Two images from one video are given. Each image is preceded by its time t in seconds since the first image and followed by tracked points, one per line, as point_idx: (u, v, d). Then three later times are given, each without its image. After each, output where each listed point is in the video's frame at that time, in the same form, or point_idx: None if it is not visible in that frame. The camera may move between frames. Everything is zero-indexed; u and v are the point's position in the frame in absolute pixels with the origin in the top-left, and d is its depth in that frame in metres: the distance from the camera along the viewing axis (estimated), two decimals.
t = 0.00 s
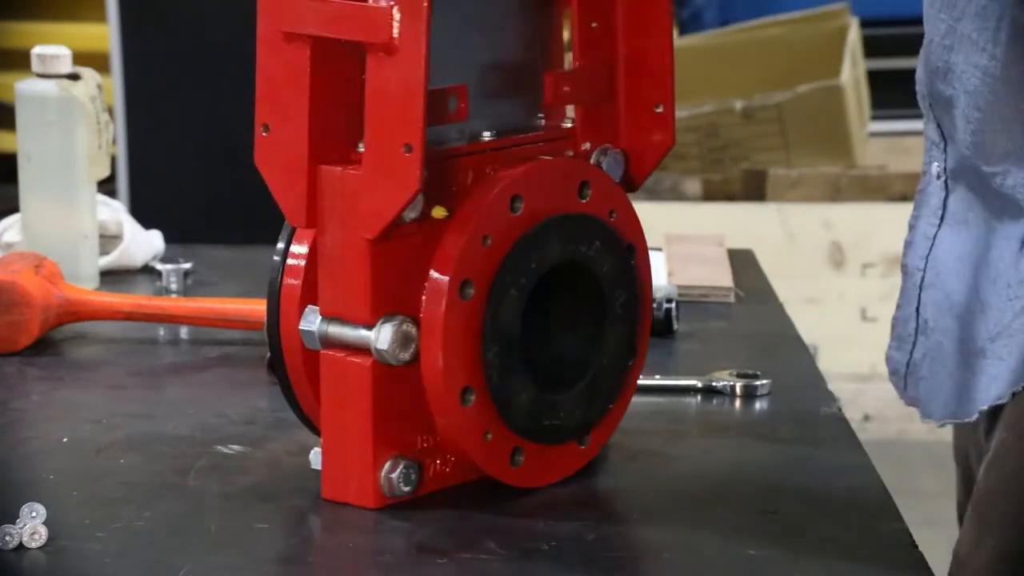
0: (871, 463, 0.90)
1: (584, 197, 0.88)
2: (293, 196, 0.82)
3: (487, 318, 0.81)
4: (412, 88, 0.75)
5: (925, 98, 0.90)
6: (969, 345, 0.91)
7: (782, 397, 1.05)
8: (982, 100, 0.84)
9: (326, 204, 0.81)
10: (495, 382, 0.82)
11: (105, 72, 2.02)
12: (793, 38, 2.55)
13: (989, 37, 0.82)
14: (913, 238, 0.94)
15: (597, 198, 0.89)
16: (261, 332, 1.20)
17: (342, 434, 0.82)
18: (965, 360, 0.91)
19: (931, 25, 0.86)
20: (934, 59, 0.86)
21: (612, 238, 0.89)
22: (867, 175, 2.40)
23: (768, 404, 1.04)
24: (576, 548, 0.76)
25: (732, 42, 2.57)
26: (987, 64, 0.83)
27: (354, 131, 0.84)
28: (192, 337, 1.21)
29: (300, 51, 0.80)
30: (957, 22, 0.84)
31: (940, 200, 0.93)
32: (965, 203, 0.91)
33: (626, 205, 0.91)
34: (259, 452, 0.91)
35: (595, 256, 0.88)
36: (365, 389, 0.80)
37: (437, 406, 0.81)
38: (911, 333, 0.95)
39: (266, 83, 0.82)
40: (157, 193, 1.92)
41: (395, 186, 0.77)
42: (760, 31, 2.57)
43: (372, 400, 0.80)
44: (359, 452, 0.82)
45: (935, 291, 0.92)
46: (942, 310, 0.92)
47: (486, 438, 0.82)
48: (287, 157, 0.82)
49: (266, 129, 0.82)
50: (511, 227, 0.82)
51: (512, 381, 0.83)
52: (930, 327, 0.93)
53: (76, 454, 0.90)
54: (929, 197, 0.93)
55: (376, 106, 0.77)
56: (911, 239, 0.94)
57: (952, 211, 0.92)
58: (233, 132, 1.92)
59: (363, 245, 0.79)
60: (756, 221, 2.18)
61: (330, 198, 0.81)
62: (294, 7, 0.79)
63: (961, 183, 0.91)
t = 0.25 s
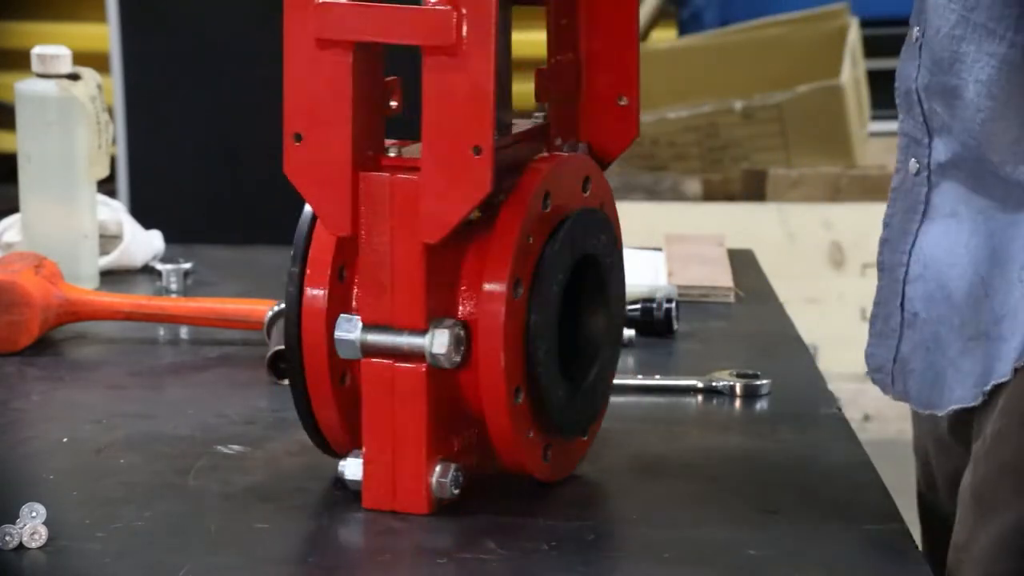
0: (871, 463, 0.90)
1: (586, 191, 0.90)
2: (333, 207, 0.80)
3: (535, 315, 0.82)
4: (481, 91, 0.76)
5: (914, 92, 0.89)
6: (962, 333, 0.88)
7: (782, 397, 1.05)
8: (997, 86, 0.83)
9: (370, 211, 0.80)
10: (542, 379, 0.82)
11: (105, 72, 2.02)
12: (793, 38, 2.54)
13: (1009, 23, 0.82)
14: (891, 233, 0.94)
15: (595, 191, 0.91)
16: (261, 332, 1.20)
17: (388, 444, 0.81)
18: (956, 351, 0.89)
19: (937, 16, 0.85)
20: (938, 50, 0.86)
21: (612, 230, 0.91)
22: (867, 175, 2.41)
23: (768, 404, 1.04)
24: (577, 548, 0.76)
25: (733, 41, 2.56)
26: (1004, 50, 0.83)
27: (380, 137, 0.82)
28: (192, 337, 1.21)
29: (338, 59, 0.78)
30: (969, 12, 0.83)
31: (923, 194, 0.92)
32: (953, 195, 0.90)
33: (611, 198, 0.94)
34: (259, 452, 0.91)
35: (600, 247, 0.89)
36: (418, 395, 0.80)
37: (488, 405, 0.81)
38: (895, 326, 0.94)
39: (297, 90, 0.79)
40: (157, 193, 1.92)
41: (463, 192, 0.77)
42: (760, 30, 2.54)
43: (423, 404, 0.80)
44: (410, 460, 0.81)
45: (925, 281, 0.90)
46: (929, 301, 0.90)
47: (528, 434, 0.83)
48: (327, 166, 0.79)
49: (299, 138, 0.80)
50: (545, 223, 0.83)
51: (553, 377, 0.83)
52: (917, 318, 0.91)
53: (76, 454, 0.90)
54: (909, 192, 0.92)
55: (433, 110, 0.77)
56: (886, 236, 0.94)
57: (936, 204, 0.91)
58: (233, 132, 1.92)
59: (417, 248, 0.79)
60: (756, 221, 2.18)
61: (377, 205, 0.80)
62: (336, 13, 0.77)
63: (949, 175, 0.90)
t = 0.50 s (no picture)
0: (870, 463, 0.90)
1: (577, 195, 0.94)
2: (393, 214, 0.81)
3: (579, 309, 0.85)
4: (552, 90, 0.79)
5: (908, 88, 0.90)
6: (960, 327, 0.88)
7: (782, 397, 1.05)
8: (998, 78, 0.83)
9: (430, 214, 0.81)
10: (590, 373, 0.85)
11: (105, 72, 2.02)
12: (793, 38, 2.53)
13: (1011, 15, 0.82)
14: (880, 232, 0.93)
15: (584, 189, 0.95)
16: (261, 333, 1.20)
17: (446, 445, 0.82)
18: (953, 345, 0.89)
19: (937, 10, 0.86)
20: (938, 44, 0.86)
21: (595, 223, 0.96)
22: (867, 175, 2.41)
23: (768, 404, 1.04)
24: (577, 548, 0.76)
25: (733, 41, 2.55)
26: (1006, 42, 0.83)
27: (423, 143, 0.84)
28: (192, 337, 1.21)
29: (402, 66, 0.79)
30: (971, 5, 0.83)
31: (911, 192, 0.92)
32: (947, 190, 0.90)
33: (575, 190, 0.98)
34: (259, 452, 0.91)
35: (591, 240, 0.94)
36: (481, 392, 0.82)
37: (548, 405, 0.82)
38: (885, 325, 0.93)
39: (353, 98, 0.80)
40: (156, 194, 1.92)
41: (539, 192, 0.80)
42: (760, 30, 2.54)
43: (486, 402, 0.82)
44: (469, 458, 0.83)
45: (923, 276, 0.90)
46: (925, 297, 0.90)
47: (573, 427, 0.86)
48: (387, 173, 0.80)
49: (357, 147, 0.80)
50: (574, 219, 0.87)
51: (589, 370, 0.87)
52: (912, 314, 0.91)
53: (76, 454, 0.90)
54: (897, 190, 0.93)
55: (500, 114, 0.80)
56: (874, 235, 0.95)
57: (928, 201, 0.91)
58: (233, 132, 1.92)
59: (482, 247, 0.81)
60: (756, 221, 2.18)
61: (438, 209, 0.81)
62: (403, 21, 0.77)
63: (942, 171, 0.90)
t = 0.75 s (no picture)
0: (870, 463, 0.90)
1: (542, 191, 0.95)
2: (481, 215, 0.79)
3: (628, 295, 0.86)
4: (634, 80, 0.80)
5: (905, 85, 0.87)
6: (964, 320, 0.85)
7: (783, 397, 1.05)
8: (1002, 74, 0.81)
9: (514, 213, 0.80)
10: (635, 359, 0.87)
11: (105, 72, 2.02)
12: (793, 38, 2.56)
13: (1015, 10, 0.80)
14: (881, 229, 0.91)
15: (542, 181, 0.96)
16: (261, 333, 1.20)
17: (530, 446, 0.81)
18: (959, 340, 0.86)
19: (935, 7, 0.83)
20: (938, 40, 0.84)
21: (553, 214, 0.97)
22: (867, 175, 2.41)
23: (768, 404, 1.04)
24: (577, 548, 0.76)
25: (733, 41, 2.58)
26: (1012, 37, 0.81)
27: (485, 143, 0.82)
28: (192, 337, 1.21)
29: (492, 66, 0.78)
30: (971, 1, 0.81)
31: (912, 188, 0.89)
32: (947, 186, 0.87)
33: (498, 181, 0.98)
34: (259, 452, 0.91)
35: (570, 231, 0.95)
36: (561, 387, 0.81)
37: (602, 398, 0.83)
38: (888, 321, 0.91)
39: (440, 99, 0.77)
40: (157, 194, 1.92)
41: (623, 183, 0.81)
42: (760, 30, 2.57)
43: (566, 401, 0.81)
44: (551, 456, 0.82)
45: (928, 273, 0.88)
46: (931, 292, 0.88)
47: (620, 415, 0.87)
48: (473, 175, 0.78)
49: (450, 150, 0.78)
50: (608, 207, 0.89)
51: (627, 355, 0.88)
52: (918, 310, 0.89)
53: (76, 454, 0.90)
54: (896, 188, 0.90)
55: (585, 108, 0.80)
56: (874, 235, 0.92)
57: (928, 196, 0.88)
58: (233, 132, 1.92)
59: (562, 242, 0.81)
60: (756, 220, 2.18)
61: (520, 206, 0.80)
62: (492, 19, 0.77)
63: (943, 167, 0.88)
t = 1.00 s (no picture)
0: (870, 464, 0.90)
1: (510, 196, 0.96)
2: (564, 210, 0.79)
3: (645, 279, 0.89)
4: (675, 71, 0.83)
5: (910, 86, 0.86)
6: (988, 313, 0.85)
7: (782, 397, 1.05)
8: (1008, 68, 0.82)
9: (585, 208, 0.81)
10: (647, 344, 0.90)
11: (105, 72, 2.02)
12: (793, 39, 2.57)
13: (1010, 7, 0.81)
14: (901, 228, 0.89)
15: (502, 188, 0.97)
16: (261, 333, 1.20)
17: (597, 439, 0.82)
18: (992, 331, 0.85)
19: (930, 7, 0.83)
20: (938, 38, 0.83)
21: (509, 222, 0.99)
22: (867, 175, 2.41)
23: (768, 404, 1.04)
24: (577, 548, 0.76)
25: (733, 41, 2.58)
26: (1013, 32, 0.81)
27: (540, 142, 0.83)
28: (192, 337, 1.21)
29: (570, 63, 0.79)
30: (974, 4, 0.81)
31: (926, 186, 0.88)
32: (959, 182, 0.87)
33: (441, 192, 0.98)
34: (259, 452, 0.91)
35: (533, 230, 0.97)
36: (621, 376, 0.83)
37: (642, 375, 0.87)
38: (918, 319, 0.89)
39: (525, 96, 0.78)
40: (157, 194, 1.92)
41: (671, 169, 0.84)
42: (760, 31, 2.57)
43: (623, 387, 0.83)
44: (612, 447, 0.83)
45: (952, 270, 0.87)
46: (956, 288, 0.87)
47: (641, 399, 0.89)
48: (558, 172, 0.79)
49: (536, 151, 0.78)
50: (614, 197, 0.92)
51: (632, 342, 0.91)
52: (944, 307, 0.88)
53: (76, 454, 0.90)
54: (911, 187, 0.89)
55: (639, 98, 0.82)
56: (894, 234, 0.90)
57: (943, 194, 0.87)
58: (233, 132, 1.92)
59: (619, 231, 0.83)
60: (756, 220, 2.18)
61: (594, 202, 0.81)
62: (576, 17, 0.78)
63: (956, 163, 0.86)
